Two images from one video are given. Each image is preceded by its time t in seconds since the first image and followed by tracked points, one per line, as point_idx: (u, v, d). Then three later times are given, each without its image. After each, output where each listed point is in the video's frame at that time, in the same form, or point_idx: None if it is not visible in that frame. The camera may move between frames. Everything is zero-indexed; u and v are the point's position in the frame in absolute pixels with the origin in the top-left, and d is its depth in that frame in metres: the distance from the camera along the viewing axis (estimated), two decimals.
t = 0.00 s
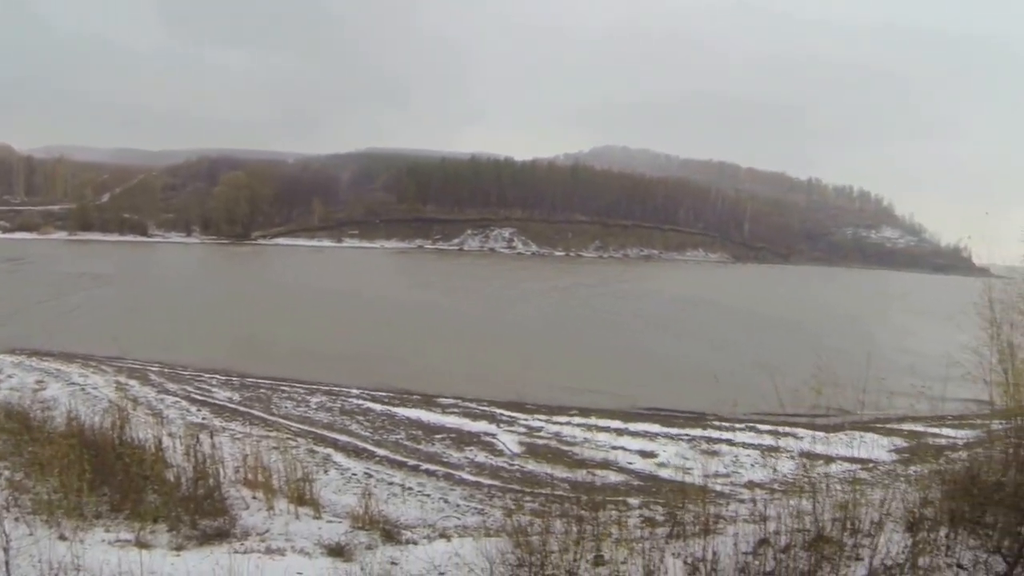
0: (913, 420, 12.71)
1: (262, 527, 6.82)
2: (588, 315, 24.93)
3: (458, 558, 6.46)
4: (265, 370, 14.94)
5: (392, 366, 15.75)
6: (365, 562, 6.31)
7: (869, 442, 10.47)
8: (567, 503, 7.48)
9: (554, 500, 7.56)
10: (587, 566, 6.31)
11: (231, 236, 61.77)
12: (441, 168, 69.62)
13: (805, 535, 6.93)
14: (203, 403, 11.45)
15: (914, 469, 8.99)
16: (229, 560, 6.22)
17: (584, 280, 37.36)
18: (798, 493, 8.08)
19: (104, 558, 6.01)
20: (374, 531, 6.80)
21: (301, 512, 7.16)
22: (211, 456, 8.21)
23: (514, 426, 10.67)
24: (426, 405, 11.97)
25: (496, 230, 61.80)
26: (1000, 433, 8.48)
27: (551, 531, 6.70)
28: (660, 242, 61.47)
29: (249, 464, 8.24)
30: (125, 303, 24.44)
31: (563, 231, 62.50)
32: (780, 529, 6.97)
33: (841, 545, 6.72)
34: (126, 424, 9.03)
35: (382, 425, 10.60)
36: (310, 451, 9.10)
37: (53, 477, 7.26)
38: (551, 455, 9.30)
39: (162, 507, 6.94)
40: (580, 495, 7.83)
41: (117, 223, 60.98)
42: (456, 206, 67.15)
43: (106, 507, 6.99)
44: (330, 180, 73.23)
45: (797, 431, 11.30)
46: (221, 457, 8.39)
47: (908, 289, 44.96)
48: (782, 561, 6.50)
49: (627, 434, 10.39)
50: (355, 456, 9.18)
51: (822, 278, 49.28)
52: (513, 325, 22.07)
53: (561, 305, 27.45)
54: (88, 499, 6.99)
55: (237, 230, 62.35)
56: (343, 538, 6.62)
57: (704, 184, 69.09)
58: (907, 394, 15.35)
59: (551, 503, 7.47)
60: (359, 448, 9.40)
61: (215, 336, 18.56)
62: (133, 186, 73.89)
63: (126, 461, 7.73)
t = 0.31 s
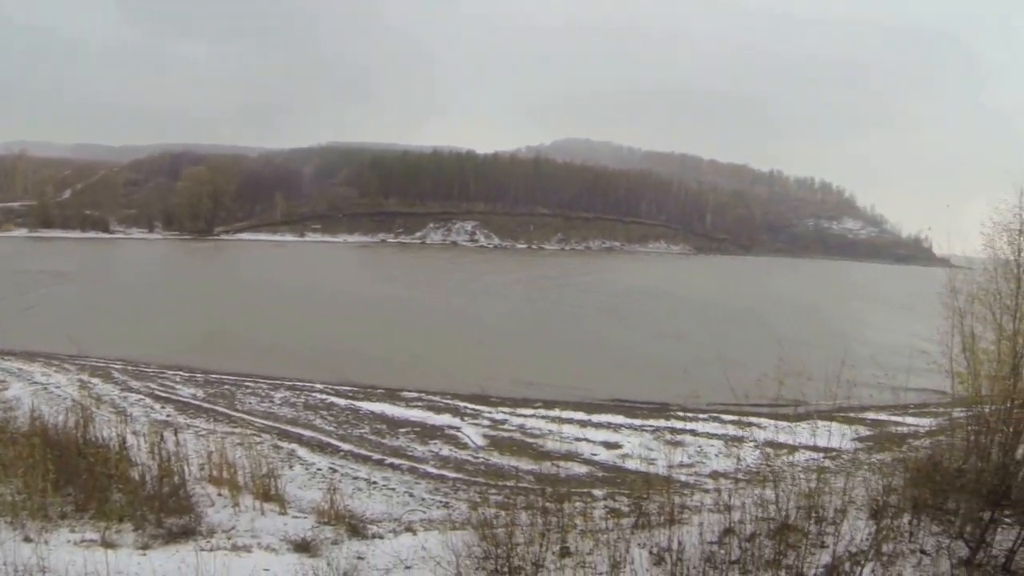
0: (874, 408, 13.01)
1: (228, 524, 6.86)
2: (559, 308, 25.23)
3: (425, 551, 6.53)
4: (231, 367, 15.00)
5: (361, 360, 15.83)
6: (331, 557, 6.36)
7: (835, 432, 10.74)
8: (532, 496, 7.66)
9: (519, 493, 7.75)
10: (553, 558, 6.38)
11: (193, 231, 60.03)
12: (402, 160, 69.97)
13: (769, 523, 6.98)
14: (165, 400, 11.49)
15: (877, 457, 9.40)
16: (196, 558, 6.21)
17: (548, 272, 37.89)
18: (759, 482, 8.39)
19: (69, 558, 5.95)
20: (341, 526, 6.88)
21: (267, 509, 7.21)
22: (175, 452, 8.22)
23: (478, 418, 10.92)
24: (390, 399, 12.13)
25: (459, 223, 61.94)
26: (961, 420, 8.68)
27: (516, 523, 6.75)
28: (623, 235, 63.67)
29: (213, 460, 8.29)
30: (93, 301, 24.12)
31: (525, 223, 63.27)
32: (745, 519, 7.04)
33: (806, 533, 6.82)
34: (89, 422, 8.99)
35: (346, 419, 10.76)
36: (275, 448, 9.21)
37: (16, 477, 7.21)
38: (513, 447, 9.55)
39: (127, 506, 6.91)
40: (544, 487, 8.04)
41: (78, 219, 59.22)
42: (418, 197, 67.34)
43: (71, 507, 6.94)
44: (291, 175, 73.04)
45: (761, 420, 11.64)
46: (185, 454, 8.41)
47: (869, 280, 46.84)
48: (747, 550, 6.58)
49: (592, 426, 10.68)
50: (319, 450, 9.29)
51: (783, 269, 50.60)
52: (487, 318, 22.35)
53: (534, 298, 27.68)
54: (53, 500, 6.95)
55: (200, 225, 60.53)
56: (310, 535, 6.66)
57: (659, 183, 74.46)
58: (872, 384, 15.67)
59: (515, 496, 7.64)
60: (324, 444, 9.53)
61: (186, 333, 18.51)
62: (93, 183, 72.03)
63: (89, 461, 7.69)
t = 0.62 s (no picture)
0: (838, 399, 13.48)
1: (196, 522, 6.89)
2: (529, 302, 25.56)
3: (393, 546, 6.59)
4: (197, 364, 15.08)
5: (333, 355, 16.04)
6: (299, 554, 6.37)
7: (801, 423, 11.12)
8: (497, 490, 7.85)
9: (485, 487, 7.95)
10: (521, 551, 6.43)
11: (156, 228, 59.70)
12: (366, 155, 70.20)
13: (735, 514, 6.99)
14: (130, 399, 11.54)
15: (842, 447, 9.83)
16: (164, 555, 6.22)
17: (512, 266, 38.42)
18: (724, 472, 8.74)
19: (36, 560, 5.91)
20: (308, 522, 6.99)
21: (235, 507, 7.27)
22: (142, 452, 8.24)
23: (442, 413, 11.21)
24: (356, 394, 12.33)
25: (422, 218, 62.38)
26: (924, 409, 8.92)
27: (483, 517, 6.79)
28: (587, 228, 65.32)
29: (180, 459, 8.33)
30: (63, 300, 23.82)
31: (489, 218, 64.36)
32: (711, 509, 7.08)
33: (772, 523, 6.88)
34: (53, 422, 8.96)
35: (312, 415, 10.97)
36: (242, 445, 9.35)
37: None
38: (478, 441, 9.85)
39: (94, 507, 6.89)
40: (510, 481, 8.25)
41: (41, 217, 57.97)
42: (383, 192, 67.63)
43: (36, 509, 6.90)
44: (255, 172, 72.77)
45: (725, 412, 12.07)
46: (152, 453, 8.43)
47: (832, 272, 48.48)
48: (714, 540, 6.64)
49: (557, 420, 11.01)
50: (285, 447, 9.48)
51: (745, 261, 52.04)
52: (460, 311, 22.69)
53: (505, 292, 27.98)
54: (18, 502, 6.91)
55: (164, 222, 60.47)
56: (278, 532, 6.72)
57: (620, 176, 76.64)
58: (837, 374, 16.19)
59: (481, 490, 7.81)
60: (291, 441, 9.72)
61: (159, 332, 18.44)
62: (54, 181, 70.51)
63: (53, 462, 7.65)
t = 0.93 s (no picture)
0: (804, 392, 13.70)
1: (165, 523, 6.91)
2: (503, 297, 25.72)
3: (363, 543, 6.60)
4: (165, 364, 15.05)
5: (305, 353, 16.04)
6: (269, 552, 6.38)
7: (768, 415, 11.38)
8: (466, 486, 7.94)
9: (454, 484, 8.04)
10: (490, 547, 6.48)
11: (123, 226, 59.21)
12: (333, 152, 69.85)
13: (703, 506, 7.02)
14: (97, 399, 11.53)
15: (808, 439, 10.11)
16: (134, 555, 6.23)
17: (480, 262, 38.68)
18: (694, 464, 8.93)
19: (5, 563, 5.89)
20: (277, 520, 7.04)
21: (204, 506, 7.30)
22: (109, 452, 8.23)
23: (410, 409, 11.32)
24: (324, 392, 12.38)
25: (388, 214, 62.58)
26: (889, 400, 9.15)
27: (452, 513, 6.84)
28: (552, 222, 66.16)
29: (148, 459, 8.33)
30: (34, 301, 23.41)
31: (455, 212, 64.85)
32: (679, 502, 7.13)
33: (742, 515, 6.95)
34: (19, 424, 8.91)
35: (281, 413, 11.02)
36: (211, 444, 9.38)
37: None
38: (445, 437, 9.96)
39: (62, 509, 6.89)
40: (478, 476, 8.35)
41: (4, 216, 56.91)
42: (349, 188, 67.38)
43: (4, 513, 6.87)
44: (222, 168, 72.27)
45: (694, 405, 12.25)
46: (120, 454, 8.43)
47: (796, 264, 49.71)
48: (683, 532, 6.69)
49: (525, 414, 11.15)
50: (253, 445, 9.53)
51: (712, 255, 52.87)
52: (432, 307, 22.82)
53: (477, 288, 28.14)
54: None
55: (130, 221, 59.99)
56: (247, 532, 6.75)
57: (586, 171, 77.64)
58: (805, 367, 16.45)
59: (450, 487, 7.91)
60: (260, 439, 9.77)
61: (133, 332, 18.33)
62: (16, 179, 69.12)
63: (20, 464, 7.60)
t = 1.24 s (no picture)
0: (773, 385, 13.90)
1: (136, 525, 6.92)
2: (477, 294, 25.85)
3: (335, 541, 6.63)
4: (135, 365, 15.01)
5: (278, 352, 16.02)
6: (241, 552, 6.39)
7: (737, 409, 11.56)
8: (436, 483, 8.02)
9: (424, 480, 8.12)
10: (462, 543, 6.52)
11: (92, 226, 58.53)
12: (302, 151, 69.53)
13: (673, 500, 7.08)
14: (64, 401, 11.49)
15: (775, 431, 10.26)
16: (103, 557, 6.22)
17: (449, 258, 38.83)
18: (662, 460, 9.04)
19: None
20: (249, 520, 7.08)
21: (175, 507, 7.33)
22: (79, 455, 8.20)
23: (380, 406, 11.39)
24: (293, 390, 12.42)
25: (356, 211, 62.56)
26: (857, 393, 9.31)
27: (423, 509, 6.88)
28: (520, 219, 66.89)
29: (118, 461, 8.32)
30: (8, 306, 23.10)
31: (423, 210, 64.85)
32: (650, 496, 7.19)
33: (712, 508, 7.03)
34: None
35: (251, 412, 11.05)
36: (180, 444, 9.40)
37: None
38: (415, 434, 10.04)
39: (32, 512, 6.85)
40: (448, 472, 8.42)
41: None
42: (319, 186, 67.14)
43: None
44: (192, 168, 71.67)
45: (663, 399, 12.41)
46: (89, 456, 8.40)
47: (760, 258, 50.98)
48: (653, 525, 6.72)
49: (493, 409, 11.25)
50: (223, 445, 9.54)
51: (683, 251, 53.72)
52: (407, 304, 22.91)
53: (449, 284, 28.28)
54: None
55: (98, 220, 59.24)
56: (219, 532, 6.77)
57: (552, 167, 78.46)
58: (772, 360, 16.74)
59: (420, 484, 7.99)
60: (229, 438, 9.80)
61: (108, 333, 18.17)
62: None
63: None
